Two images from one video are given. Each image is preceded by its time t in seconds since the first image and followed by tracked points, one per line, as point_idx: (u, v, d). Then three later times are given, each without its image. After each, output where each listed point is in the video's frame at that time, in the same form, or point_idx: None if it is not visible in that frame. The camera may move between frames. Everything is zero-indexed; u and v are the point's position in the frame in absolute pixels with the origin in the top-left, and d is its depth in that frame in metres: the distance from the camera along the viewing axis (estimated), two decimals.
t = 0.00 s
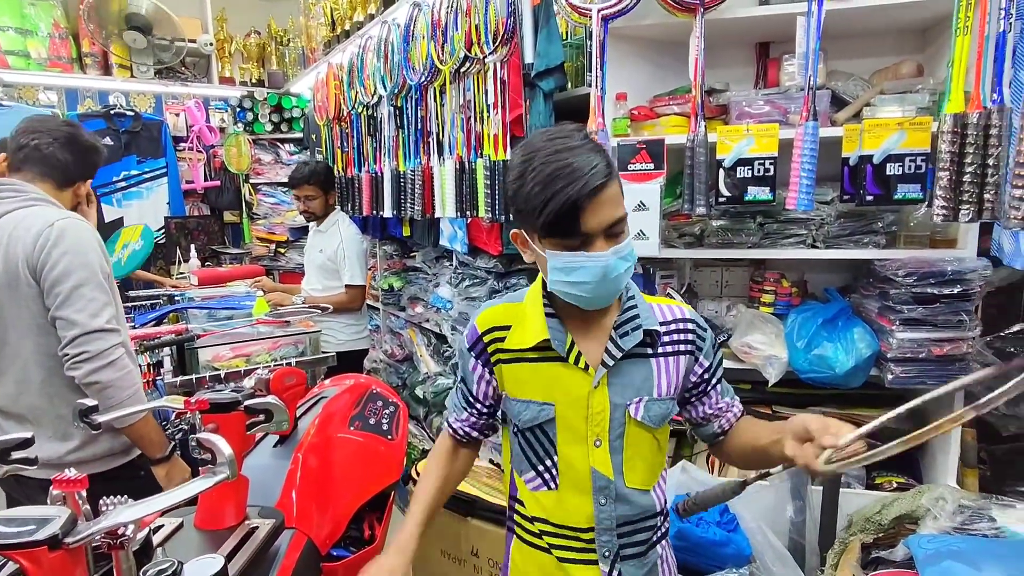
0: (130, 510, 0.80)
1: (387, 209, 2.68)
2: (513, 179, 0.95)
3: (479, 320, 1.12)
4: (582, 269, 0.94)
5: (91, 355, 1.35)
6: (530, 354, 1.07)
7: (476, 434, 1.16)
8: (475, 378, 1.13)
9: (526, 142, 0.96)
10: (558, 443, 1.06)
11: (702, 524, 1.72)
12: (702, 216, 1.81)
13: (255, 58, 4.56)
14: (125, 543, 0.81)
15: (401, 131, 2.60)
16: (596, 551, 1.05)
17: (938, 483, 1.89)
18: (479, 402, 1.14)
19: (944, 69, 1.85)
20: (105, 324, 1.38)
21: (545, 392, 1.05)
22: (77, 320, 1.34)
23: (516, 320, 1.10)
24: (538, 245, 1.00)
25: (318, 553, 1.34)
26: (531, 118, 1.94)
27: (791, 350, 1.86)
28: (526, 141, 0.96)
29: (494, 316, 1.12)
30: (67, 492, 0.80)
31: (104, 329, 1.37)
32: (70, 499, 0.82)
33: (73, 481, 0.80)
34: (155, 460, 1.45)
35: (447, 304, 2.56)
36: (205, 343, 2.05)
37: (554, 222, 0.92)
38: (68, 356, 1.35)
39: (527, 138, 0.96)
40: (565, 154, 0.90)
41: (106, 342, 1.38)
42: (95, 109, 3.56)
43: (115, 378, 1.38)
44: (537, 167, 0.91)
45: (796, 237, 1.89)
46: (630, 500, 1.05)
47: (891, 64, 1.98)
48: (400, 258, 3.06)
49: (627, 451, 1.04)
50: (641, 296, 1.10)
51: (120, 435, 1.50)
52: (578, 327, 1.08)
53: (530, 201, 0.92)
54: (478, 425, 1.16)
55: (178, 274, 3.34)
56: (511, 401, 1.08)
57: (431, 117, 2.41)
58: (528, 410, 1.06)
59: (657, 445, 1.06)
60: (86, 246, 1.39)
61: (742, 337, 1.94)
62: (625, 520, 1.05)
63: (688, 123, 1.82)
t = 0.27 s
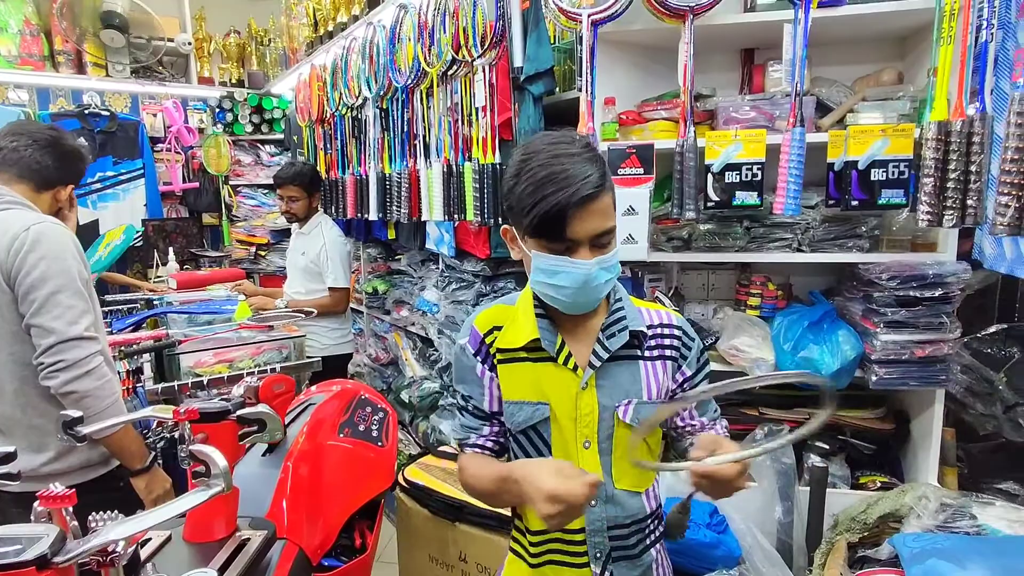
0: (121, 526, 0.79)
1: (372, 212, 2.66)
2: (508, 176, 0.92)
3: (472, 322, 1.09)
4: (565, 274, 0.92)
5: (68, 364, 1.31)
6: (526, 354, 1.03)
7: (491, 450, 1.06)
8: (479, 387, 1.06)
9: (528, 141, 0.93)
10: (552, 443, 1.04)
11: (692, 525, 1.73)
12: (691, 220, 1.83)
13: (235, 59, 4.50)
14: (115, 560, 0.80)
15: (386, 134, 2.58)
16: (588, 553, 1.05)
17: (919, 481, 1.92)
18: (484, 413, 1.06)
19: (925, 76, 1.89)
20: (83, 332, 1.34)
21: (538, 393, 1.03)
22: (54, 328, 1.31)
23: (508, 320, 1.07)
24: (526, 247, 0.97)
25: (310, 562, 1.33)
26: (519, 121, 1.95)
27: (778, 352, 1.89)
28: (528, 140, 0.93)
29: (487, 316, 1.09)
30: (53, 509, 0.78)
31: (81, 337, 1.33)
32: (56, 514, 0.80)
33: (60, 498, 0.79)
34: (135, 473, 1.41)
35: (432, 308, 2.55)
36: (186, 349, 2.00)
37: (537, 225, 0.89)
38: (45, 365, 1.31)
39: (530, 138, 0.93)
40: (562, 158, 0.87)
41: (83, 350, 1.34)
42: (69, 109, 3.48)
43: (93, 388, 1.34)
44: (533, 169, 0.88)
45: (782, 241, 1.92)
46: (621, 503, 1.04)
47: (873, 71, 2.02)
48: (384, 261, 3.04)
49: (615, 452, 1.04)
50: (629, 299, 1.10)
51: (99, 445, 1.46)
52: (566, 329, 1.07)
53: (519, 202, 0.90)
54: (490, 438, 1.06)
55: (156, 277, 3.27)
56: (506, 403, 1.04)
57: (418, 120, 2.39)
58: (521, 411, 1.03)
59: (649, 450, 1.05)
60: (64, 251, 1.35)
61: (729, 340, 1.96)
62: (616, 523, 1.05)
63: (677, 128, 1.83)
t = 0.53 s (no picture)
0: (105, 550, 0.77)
1: (351, 218, 2.63)
2: (514, 191, 0.93)
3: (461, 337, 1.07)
4: (575, 286, 0.93)
5: (37, 378, 1.26)
6: (515, 368, 1.02)
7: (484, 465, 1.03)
8: (470, 400, 1.04)
9: (530, 156, 0.94)
10: (542, 453, 1.03)
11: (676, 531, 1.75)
12: (673, 229, 1.85)
13: (208, 61, 4.42)
14: None
15: (366, 139, 2.56)
16: (579, 561, 1.05)
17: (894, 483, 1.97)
18: (473, 425, 1.04)
19: (896, 90, 1.95)
20: (53, 344, 1.29)
21: (528, 405, 1.02)
22: (23, 340, 1.26)
23: (498, 335, 1.06)
24: (533, 260, 0.98)
25: None
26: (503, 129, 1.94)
27: (758, 359, 1.93)
28: (530, 154, 0.94)
29: (476, 331, 1.07)
30: (33, 533, 0.76)
31: (49, 351, 1.28)
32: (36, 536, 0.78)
33: (41, 521, 0.77)
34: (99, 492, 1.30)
35: (413, 315, 2.46)
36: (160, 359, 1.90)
37: (554, 240, 0.90)
38: (11, 378, 1.26)
39: (530, 152, 0.94)
40: (572, 173, 0.89)
41: (53, 364, 1.29)
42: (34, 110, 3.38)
43: (62, 403, 1.28)
44: (542, 183, 0.89)
45: (761, 249, 1.95)
46: (613, 511, 1.04)
47: (847, 84, 2.07)
48: (363, 267, 3.01)
49: (607, 461, 1.04)
50: (621, 308, 1.10)
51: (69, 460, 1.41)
52: (561, 338, 1.04)
53: (531, 217, 0.91)
54: (482, 453, 1.03)
55: (126, 284, 3.18)
56: (496, 417, 1.03)
57: (399, 126, 2.38)
58: (511, 424, 1.02)
59: (636, 456, 1.06)
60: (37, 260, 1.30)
61: (710, 346, 1.99)
62: (608, 531, 1.04)
63: (659, 137, 1.86)
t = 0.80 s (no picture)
0: None
1: (329, 228, 2.61)
2: (508, 206, 0.93)
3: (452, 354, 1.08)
4: (576, 296, 0.94)
5: (4, 397, 1.21)
6: (507, 386, 1.03)
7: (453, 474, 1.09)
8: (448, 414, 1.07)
9: (520, 170, 0.94)
10: (533, 471, 1.04)
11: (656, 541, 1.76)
12: (651, 241, 1.88)
13: (180, 67, 4.34)
14: None
15: (343, 149, 2.55)
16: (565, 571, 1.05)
17: (865, 489, 2.02)
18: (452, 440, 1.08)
19: (863, 107, 2.02)
20: (20, 363, 1.23)
21: (520, 422, 1.02)
22: None
23: (490, 351, 1.06)
24: (529, 273, 0.98)
25: None
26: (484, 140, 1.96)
27: (734, 368, 1.96)
28: (520, 168, 0.94)
29: (467, 347, 1.07)
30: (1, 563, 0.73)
31: (19, 368, 1.23)
32: (3, 565, 0.75)
33: (9, 550, 0.74)
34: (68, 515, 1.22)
35: (391, 326, 2.50)
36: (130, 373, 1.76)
37: (554, 253, 0.91)
38: None
39: (520, 165, 0.95)
40: (565, 185, 0.90)
41: (21, 382, 1.24)
42: None
43: (30, 422, 1.23)
44: (537, 197, 0.90)
45: (736, 261, 2.00)
46: (600, 524, 1.05)
47: (817, 100, 2.14)
48: (340, 277, 2.99)
49: (600, 474, 1.04)
50: (612, 323, 1.11)
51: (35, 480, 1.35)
52: (552, 352, 1.06)
53: (529, 230, 0.91)
54: (452, 464, 1.09)
55: (92, 294, 3.10)
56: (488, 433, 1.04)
57: (378, 136, 2.37)
58: (502, 442, 1.03)
59: (629, 469, 1.07)
60: (6, 273, 1.26)
61: (687, 356, 2.02)
62: (595, 544, 1.05)
63: (637, 151, 1.89)
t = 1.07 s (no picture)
0: None
1: (311, 241, 2.60)
2: (487, 223, 0.95)
3: (438, 367, 1.08)
4: (545, 317, 0.94)
5: None
6: (491, 399, 1.04)
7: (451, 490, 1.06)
8: (439, 429, 1.05)
9: (505, 188, 0.96)
10: (517, 484, 1.05)
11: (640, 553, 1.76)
12: (634, 256, 1.91)
13: (159, 77, 4.29)
14: None
15: (326, 161, 2.55)
16: None
17: (842, 499, 2.06)
18: (445, 454, 1.06)
19: (836, 126, 2.08)
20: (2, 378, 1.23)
21: (505, 435, 1.03)
22: None
23: (474, 365, 1.07)
24: (505, 290, 1.00)
25: None
26: (469, 155, 1.99)
27: (714, 381, 2.00)
28: (505, 187, 0.96)
29: (453, 361, 1.08)
30: None
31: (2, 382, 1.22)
32: None
33: None
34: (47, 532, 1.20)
35: (374, 339, 2.48)
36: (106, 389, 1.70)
37: (520, 274, 0.92)
38: None
39: (506, 184, 0.96)
40: (542, 209, 0.91)
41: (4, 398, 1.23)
42: None
43: (13, 437, 1.21)
44: (512, 217, 0.91)
45: (715, 275, 2.04)
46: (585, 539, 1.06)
47: (792, 119, 2.20)
48: (321, 290, 2.98)
49: (581, 490, 1.06)
50: (596, 338, 1.13)
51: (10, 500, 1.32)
52: (535, 367, 1.07)
53: (500, 249, 0.93)
54: (450, 479, 1.06)
55: (65, 306, 3.04)
56: (472, 447, 1.05)
57: (361, 149, 2.37)
58: (488, 455, 1.03)
59: (608, 484, 1.08)
60: None
61: (669, 369, 2.05)
62: (581, 560, 1.06)
63: (620, 167, 1.92)
